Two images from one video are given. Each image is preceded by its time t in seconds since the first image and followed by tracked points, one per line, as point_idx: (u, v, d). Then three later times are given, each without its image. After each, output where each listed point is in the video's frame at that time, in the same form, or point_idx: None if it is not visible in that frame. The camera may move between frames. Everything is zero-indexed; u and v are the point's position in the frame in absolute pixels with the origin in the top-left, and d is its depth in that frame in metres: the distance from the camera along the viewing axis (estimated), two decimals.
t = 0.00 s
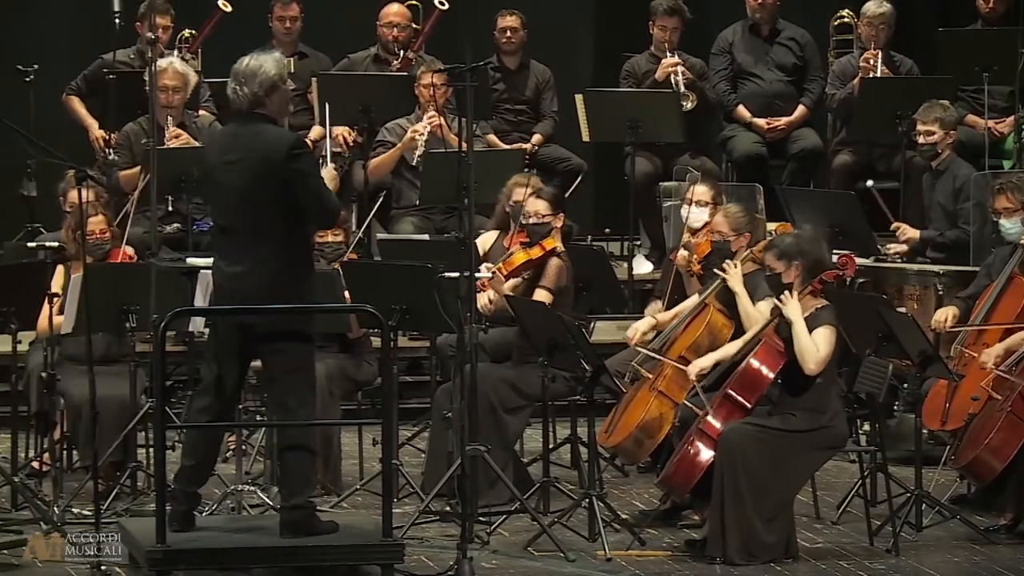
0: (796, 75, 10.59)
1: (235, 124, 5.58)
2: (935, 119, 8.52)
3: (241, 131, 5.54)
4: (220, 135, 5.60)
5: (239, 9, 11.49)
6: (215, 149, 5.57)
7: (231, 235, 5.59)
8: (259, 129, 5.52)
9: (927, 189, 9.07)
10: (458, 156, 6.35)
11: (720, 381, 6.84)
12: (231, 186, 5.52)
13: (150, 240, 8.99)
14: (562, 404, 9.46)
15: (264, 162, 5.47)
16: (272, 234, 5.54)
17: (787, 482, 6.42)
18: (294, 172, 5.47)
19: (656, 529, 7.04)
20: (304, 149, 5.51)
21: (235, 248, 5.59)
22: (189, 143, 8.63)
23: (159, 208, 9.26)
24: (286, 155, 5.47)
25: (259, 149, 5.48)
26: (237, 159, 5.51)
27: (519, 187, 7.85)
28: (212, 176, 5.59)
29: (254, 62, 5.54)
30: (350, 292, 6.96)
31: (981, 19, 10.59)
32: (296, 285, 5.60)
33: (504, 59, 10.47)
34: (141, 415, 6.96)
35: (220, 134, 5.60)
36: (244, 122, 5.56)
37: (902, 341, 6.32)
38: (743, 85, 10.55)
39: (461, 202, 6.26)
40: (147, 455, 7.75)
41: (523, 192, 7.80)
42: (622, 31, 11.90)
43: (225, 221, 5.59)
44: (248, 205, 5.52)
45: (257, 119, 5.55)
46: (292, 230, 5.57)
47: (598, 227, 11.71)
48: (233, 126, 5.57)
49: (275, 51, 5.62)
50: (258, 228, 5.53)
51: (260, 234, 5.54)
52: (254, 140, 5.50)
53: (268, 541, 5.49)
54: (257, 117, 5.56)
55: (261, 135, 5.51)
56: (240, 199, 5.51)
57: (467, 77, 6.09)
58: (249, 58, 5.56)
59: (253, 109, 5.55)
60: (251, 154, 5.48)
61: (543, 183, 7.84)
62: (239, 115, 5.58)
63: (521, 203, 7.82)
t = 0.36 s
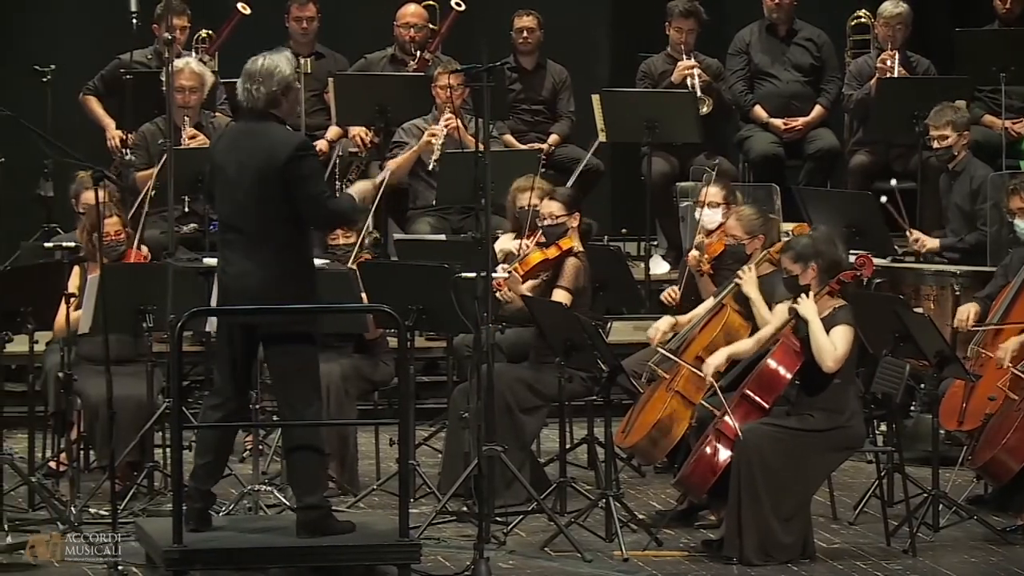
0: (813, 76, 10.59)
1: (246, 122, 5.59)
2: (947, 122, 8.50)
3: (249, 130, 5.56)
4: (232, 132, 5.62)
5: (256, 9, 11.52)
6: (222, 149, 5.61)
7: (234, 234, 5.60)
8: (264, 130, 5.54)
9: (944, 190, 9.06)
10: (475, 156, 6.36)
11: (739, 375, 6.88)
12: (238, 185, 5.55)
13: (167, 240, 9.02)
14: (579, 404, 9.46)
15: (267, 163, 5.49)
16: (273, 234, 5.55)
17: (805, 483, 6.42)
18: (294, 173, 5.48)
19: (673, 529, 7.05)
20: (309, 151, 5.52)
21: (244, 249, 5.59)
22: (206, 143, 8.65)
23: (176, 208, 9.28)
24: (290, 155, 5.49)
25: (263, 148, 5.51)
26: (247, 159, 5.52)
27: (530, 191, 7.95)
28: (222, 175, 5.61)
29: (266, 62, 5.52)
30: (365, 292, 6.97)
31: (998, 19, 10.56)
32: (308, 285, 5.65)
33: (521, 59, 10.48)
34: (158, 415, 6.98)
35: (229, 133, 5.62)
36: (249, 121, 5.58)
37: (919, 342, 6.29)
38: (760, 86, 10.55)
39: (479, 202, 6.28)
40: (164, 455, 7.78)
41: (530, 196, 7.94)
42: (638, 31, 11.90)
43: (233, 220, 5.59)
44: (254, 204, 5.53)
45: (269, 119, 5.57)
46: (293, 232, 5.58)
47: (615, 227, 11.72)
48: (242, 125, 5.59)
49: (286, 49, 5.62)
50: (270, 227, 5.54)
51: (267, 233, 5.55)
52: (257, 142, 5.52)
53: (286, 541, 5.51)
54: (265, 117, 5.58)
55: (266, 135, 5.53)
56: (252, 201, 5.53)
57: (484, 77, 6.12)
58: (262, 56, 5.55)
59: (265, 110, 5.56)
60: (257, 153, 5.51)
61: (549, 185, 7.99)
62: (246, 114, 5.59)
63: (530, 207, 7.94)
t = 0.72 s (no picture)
0: (833, 76, 10.58)
1: (281, 122, 5.62)
2: (968, 121, 8.49)
3: (285, 131, 5.58)
4: (264, 131, 5.65)
5: (276, 9, 11.54)
6: (256, 150, 5.62)
7: (262, 235, 5.63)
8: (301, 129, 5.57)
9: (962, 189, 9.04)
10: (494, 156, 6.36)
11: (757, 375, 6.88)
12: (270, 185, 5.56)
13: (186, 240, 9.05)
14: (598, 404, 9.46)
15: (303, 163, 5.51)
16: (302, 235, 5.56)
17: (824, 483, 6.41)
18: (331, 172, 5.50)
19: (691, 529, 7.04)
20: (344, 151, 5.55)
21: (272, 249, 5.62)
22: (226, 143, 8.67)
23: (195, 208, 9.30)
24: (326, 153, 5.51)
25: (299, 147, 5.53)
26: (284, 158, 5.53)
27: (557, 185, 7.86)
28: (256, 175, 5.61)
29: (300, 62, 5.57)
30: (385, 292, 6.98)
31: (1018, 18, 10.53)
32: (336, 284, 5.64)
33: (541, 59, 10.48)
34: (177, 415, 7.01)
35: (265, 131, 5.64)
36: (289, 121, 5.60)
37: (938, 341, 6.29)
38: (780, 86, 10.54)
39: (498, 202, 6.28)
40: (183, 455, 7.80)
41: (556, 190, 7.85)
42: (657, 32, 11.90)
43: (262, 220, 5.62)
44: (289, 202, 5.54)
45: (304, 119, 5.60)
46: (324, 232, 5.58)
47: (634, 227, 11.72)
48: (279, 124, 5.62)
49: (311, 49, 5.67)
50: (295, 227, 5.55)
51: (293, 233, 5.56)
52: (291, 141, 5.55)
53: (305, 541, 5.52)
54: (302, 117, 5.61)
55: (301, 135, 5.55)
56: (280, 204, 5.56)
57: (503, 77, 6.15)
58: (294, 57, 5.60)
59: (302, 111, 5.59)
60: (289, 152, 5.53)
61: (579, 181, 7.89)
62: (280, 114, 5.62)
63: (554, 201, 7.86)
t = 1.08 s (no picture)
0: (849, 76, 10.56)
1: (299, 121, 5.63)
2: (982, 122, 8.45)
3: (301, 129, 5.59)
4: (282, 130, 5.67)
5: (292, 9, 11.57)
6: (275, 149, 5.64)
7: (275, 235, 5.65)
8: (317, 127, 5.57)
9: (979, 190, 9.02)
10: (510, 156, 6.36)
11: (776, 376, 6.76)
12: (284, 184, 5.59)
13: (202, 240, 9.07)
14: (614, 404, 9.46)
15: (313, 162, 5.51)
16: (314, 236, 5.58)
17: (841, 482, 6.41)
18: (336, 168, 5.49)
19: (708, 529, 7.04)
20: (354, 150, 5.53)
21: (286, 249, 5.62)
22: (243, 143, 8.68)
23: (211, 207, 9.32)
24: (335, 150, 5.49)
25: (311, 144, 5.53)
26: (298, 156, 5.54)
27: (562, 190, 7.99)
28: (272, 173, 5.64)
29: (326, 65, 5.61)
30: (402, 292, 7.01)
31: None
32: (344, 286, 5.66)
33: (557, 59, 10.49)
34: (194, 416, 7.03)
35: (283, 130, 5.66)
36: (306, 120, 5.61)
37: (954, 342, 6.29)
38: (796, 86, 10.53)
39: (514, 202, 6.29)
40: (200, 454, 7.83)
41: (562, 196, 7.97)
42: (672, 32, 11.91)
43: (276, 220, 5.65)
44: (302, 202, 5.56)
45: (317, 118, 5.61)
46: (334, 233, 5.59)
47: (650, 227, 11.71)
48: (296, 123, 5.63)
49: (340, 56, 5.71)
50: (311, 228, 5.57)
51: (307, 234, 5.58)
52: (302, 140, 5.55)
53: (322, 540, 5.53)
54: (319, 116, 5.62)
55: (314, 133, 5.55)
56: (294, 205, 5.57)
57: (519, 77, 6.13)
58: (323, 60, 5.64)
59: (319, 109, 5.62)
60: (301, 151, 5.54)
61: (580, 185, 8.03)
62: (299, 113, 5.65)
63: (563, 206, 7.97)
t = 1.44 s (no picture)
0: (868, 75, 10.53)
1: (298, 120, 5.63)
2: (1007, 117, 8.44)
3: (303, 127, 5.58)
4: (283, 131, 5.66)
5: (311, 9, 11.60)
6: (280, 150, 5.63)
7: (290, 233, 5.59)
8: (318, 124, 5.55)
9: (998, 189, 8.99)
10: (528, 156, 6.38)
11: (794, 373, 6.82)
12: (286, 183, 5.60)
13: (221, 240, 9.09)
14: (632, 404, 9.47)
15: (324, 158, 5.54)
16: (326, 231, 5.59)
17: (858, 483, 6.41)
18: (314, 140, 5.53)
19: (726, 529, 7.04)
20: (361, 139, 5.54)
21: (298, 246, 5.59)
22: (262, 144, 8.70)
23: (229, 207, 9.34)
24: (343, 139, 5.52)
25: (317, 140, 5.53)
26: (306, 154, 5.55)
27: (580, 190, 8.01)
28: (279, 171, 5.62)
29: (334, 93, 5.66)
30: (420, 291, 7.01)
31: None
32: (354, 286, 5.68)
33: (576, 59, 10.49)
34: (212, 416, 7.05)
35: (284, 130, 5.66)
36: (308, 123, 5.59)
37: (972, 342, 6.31)
38: (815, 86, 10.52)
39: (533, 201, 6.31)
40: (218, 455, 7.85)
41: (580, 195, 8.01)
42: (691, 31, 11.89)
43: (285, 217, 5.59)
44: (315, 197, 5.58)
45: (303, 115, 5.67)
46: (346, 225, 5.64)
47: (668, 227, 11.71)
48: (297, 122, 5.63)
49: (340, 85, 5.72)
50: (329, 225, 5.60)
51: (319, 231, 5.58)
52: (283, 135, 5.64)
53: (342, 541, 5.55)
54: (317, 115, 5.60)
55: (316, 130, 5.54)
56: (307, 203, 5.58)
57: (537, 78, 6.16)
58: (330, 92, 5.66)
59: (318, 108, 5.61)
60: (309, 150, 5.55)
61: (598, 185, 8.08)
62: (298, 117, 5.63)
63: (581, 206, 8.00)
